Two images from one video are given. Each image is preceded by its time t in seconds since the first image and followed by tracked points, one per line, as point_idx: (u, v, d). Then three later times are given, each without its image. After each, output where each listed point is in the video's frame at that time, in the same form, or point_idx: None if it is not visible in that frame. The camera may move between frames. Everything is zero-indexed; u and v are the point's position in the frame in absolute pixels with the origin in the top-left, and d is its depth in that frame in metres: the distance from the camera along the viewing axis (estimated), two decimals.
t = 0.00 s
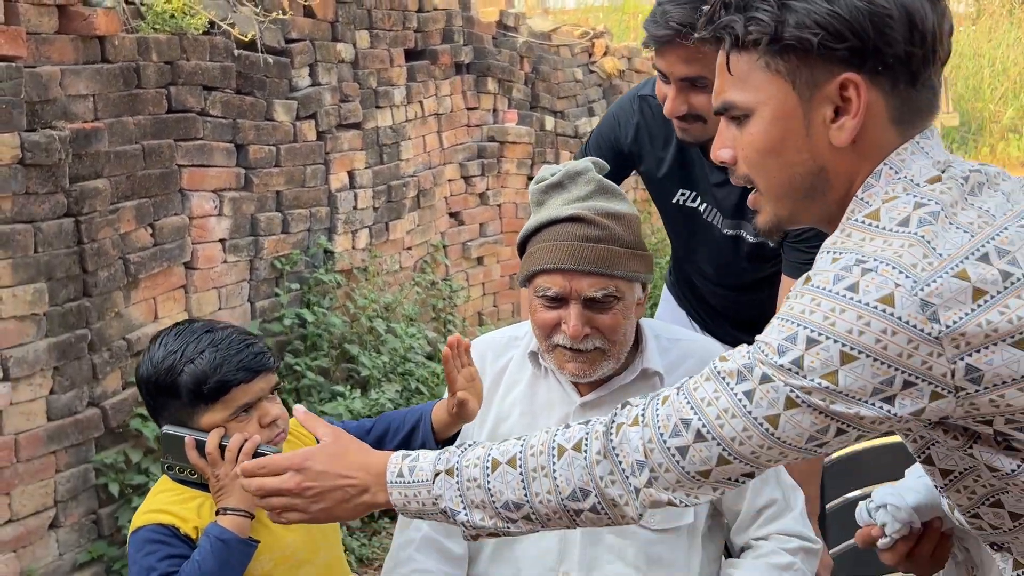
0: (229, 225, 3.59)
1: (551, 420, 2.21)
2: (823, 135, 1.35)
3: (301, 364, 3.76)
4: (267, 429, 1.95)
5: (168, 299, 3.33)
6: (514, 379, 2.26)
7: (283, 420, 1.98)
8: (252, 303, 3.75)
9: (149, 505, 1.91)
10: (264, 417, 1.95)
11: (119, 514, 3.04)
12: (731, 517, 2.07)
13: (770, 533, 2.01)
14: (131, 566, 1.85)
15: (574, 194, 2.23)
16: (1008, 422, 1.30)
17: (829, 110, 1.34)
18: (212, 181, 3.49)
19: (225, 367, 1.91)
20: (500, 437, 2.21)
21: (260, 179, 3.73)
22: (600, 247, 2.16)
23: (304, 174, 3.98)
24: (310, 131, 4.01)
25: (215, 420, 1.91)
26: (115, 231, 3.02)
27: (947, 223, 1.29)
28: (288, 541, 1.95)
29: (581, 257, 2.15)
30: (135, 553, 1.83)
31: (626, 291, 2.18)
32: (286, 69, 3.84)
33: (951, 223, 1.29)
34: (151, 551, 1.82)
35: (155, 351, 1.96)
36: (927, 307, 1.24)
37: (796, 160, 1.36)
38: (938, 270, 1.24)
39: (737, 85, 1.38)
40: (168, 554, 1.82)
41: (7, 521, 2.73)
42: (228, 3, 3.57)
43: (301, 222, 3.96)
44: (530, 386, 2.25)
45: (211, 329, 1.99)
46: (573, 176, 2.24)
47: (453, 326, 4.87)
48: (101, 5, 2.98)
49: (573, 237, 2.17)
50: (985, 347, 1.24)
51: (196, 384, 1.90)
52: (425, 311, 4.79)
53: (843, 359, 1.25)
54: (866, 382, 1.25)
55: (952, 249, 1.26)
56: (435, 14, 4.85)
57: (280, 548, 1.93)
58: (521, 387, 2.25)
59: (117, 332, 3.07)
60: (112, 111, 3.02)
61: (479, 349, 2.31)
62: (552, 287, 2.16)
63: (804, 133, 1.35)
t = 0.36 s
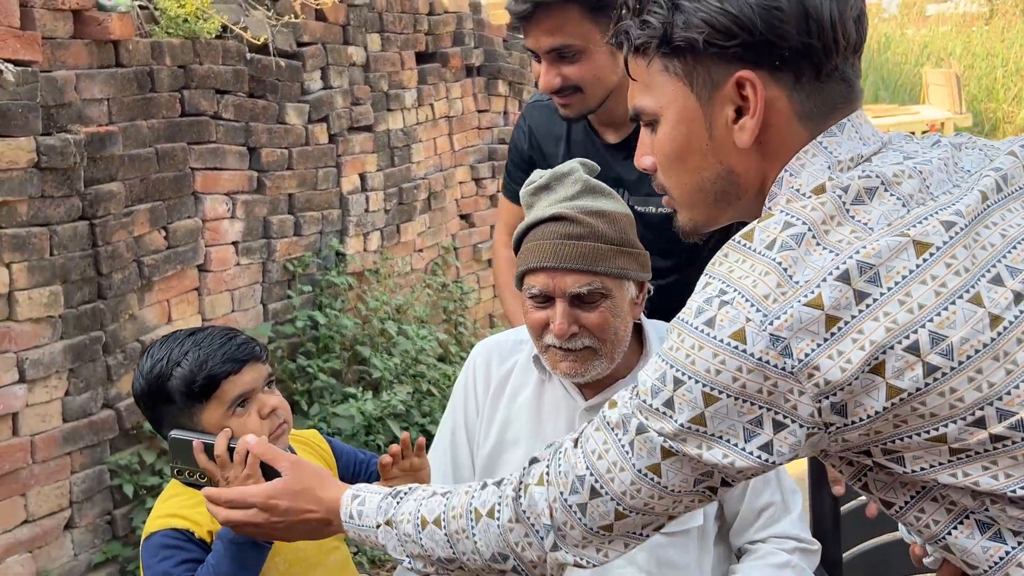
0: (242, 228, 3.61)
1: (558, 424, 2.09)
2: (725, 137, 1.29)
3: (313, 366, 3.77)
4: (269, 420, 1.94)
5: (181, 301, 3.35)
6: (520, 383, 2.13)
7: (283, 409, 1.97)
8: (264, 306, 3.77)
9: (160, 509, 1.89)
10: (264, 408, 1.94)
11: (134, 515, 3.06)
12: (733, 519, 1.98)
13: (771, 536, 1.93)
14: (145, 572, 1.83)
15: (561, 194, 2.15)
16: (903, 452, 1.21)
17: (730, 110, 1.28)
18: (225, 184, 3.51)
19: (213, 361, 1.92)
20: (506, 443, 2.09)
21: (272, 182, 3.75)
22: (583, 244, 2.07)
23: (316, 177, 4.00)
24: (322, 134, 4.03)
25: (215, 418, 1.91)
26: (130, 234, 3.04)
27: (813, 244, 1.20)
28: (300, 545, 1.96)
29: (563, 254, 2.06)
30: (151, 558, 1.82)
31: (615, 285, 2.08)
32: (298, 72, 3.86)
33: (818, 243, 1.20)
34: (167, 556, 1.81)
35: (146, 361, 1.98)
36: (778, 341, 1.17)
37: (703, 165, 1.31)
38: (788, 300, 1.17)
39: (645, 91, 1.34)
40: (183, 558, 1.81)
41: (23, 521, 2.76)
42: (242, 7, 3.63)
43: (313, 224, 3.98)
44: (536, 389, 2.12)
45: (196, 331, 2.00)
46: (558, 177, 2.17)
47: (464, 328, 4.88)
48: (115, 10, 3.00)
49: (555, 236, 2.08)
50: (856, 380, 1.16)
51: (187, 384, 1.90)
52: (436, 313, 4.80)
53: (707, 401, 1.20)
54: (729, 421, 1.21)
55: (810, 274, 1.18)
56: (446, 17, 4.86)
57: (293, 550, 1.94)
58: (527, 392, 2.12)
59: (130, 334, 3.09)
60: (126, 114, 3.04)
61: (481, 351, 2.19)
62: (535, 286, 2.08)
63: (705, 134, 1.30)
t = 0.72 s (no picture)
0: (262, 228, 3.63)
1: (576, 429, 1.96)
2: (784, 62, 1.24)
3: (332, 366, 3.78)
4: (315, 415, 1.90)
5: (202, 301, 3.37)
6: (538, 385, 2.03)
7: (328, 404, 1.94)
8: (284, 306, 3.79)
9: (203, 498, 1.78)
10: (313, 402, 1.90)
11: (154, 513, 3.09)
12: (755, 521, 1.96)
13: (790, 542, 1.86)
14: (195, 563, 1.72)
15: (560, 201, 1.92)
16: (1021, 416, 1.10)
17: (788, 34, 1.22)
18: (245, 185, 3.54)
19: (273, 358, 1.83)
20: (524, 446, 1.99)
21: (292, 183, 3.78)
22: (576, 252, 1.84)
23: (335, 178, 4.03)
24: (341, 136, 4.06)
25: (271, 412, 1.84)
26: (151, 235, 3.07)
27: (896, 186, 1.12)
28: (342, 529, 1.88)
29: (555, 264, 1.84)
30: (204, 546, 1.71)
31: (612, 295, 1.84)
32: (317, 74, 3.89)
33: (901, 182, 1.11)
34: (226, 543, 1.72)
35: (195, 350, 1.87)
36: (885, 284, 1.07)
37: (760, 92, 1.27)
38: (886, 241, 1.08)
39: (701, 26, 1.32)
40: (244, 545, 1.73)
41: (46, 519, 2.77)
42: (261, 10, 3.65)
43: (331, 225, 4.01)
44: (554, 392, 2.00)
45: (249, 324, 1.91)
46: (560, 183, 1.94)
47: (480, 328, 4.89)
48: (138, 13, 3.04)
49: (549, 245, 1.87)
50: (980, 314, 1.07)
51: (246, 378, 1.81)
52: (453, 313, 4.81)
53: (870, 372, 1.10)
54: (899, 387, 1.09)
55: (902, 210, 1.09)
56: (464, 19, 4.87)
57: (338, 533, 1.87)
58: (545, 396, 2.01)
59: (151, 333, 3.12)
60: (148, 116, 3.07)
61: (500, 351, 2.10)
62: (531, 295, 1.88)
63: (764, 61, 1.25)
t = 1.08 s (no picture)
0: (293, 232, 3.67)
1: (610, 439, 1.94)
2: None
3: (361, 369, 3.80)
4: (354, 438, 1.87)
5: (234, 304, 3.41)
6: (572, 393, 2.01)
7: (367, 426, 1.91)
8: (314, 309, 3.82)
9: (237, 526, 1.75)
10: (353, 426, 1.87)
11: (186, 514, 3.13)
12: (793, 531, 1.92)
13: (834, 547, 1.86)
14: None
15: (583, 215, 1.83)
16: None
17: None
18: (277, 189, 3.57)
19: (320, 380, 1.80)
20: (558, 454, 1.98)
21: (322, 188, 3.81)
22: (591, 271, 1.77)
23: (364, 183, 4.07)
24: (370, 141, 4.10)
25: (313, 434, 1.80)
26: (185, 238, 3.11)
27: None
28: (379, 548, 1.86)
29: (569, 282, 1.78)
30: None
31: (628, 313, 1.78)
32: (348, 80, 3.93)
33: None
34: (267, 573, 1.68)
35: (236, 365, 1.83)
36: None
37: None
38: None
39: None
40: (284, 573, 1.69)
41: (82, 518, 2.81)
42: (293, 17, 3.76)
43: (361, 230, 4.04)
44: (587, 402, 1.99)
45: (292, 341, 1.87)
46: (584, 196, 1.85)
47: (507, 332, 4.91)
48: (174, 20, 3.08)
49: (565, 261, 1.81)
50: None
51: (290, 399, 1.77)
52: (480, 317, 4.83)
53: None
54: None
55: None
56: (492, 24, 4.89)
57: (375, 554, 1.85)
58: (579, 404, 1.99)
59: (184, 335, 3.16)
60: (183, 121, 3.12)
61: (534, 356, 2.08)
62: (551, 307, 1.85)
63: None
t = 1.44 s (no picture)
0: (333, 209, 3.64)
1: (658, 431, 1.88)
2: None
3: (400, 347, 3.78)
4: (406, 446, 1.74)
5: (274, 280, 3.40)
6: (619, 382, 1.94)
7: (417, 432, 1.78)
8: (353, 287, 3.80)
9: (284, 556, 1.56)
10: (405, 433, 1.73)
11: (225, 488, 3.13)
12: (848, 527, 1.85)
13: (890, 543, 1.79)
14: None
15: (641, 194, 1.74)
16: None
17: None
18: (318, 165, 3.55)
19: (376, 384, 1.63)
20: (603, 444, 1.92)
21: (363, 164, 3.78)
22: (651, 256, 1.69)
23: (405, 160, 4.03)
24: (411, 118, 4.06)
25: (367, 443, 1.65)
26: (226, 212, 3.10)
27: None
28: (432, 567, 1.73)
29: (627, 268, 1.70)
30: None
31: (689, 300, 1.71)
32: (390, 55, 3.89)
33: None
34: None
35: (274, 364, 1.61)
36: None
37: None
38: None
39: None
40: None
41: (123, 490, 2.82)
42: None
43: (401, 208, 4.01)
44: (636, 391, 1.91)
45: (337, 337, 1.67)
46: (640, 174, 1.76)
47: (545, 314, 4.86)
48: None
49: (622, 245, 1.72)
50: None
51: (343, 405, 1.60)
52: (519, 298, 4.78)
53: None
54: None
55: None
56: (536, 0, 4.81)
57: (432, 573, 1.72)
58: (627, 393, 1.92)
59: (225, 310, 3.16)
60: (225, 95, 3.10)
61: (580, 340, 2.00)
62: (604, 294, 1.76)
63: None
